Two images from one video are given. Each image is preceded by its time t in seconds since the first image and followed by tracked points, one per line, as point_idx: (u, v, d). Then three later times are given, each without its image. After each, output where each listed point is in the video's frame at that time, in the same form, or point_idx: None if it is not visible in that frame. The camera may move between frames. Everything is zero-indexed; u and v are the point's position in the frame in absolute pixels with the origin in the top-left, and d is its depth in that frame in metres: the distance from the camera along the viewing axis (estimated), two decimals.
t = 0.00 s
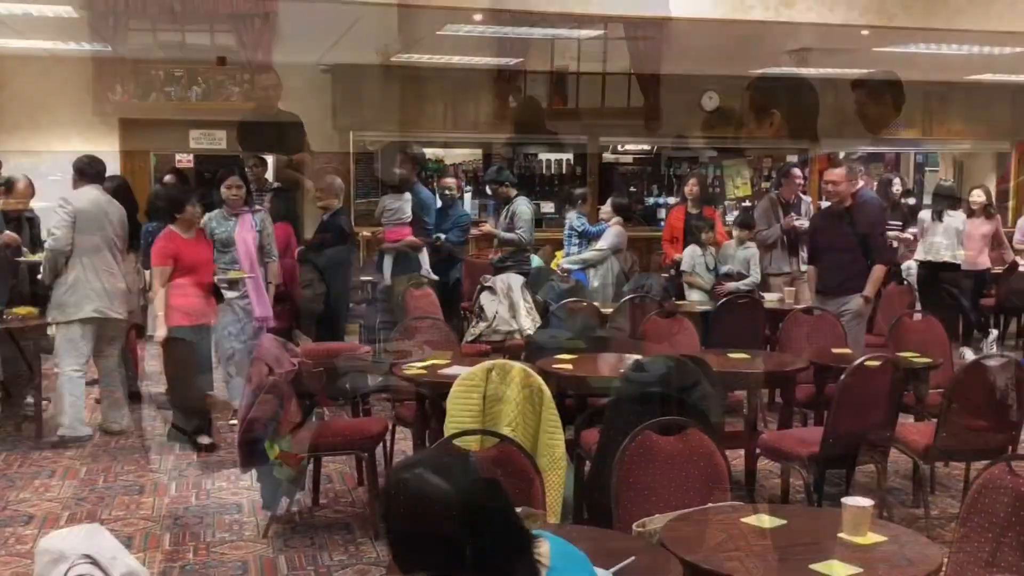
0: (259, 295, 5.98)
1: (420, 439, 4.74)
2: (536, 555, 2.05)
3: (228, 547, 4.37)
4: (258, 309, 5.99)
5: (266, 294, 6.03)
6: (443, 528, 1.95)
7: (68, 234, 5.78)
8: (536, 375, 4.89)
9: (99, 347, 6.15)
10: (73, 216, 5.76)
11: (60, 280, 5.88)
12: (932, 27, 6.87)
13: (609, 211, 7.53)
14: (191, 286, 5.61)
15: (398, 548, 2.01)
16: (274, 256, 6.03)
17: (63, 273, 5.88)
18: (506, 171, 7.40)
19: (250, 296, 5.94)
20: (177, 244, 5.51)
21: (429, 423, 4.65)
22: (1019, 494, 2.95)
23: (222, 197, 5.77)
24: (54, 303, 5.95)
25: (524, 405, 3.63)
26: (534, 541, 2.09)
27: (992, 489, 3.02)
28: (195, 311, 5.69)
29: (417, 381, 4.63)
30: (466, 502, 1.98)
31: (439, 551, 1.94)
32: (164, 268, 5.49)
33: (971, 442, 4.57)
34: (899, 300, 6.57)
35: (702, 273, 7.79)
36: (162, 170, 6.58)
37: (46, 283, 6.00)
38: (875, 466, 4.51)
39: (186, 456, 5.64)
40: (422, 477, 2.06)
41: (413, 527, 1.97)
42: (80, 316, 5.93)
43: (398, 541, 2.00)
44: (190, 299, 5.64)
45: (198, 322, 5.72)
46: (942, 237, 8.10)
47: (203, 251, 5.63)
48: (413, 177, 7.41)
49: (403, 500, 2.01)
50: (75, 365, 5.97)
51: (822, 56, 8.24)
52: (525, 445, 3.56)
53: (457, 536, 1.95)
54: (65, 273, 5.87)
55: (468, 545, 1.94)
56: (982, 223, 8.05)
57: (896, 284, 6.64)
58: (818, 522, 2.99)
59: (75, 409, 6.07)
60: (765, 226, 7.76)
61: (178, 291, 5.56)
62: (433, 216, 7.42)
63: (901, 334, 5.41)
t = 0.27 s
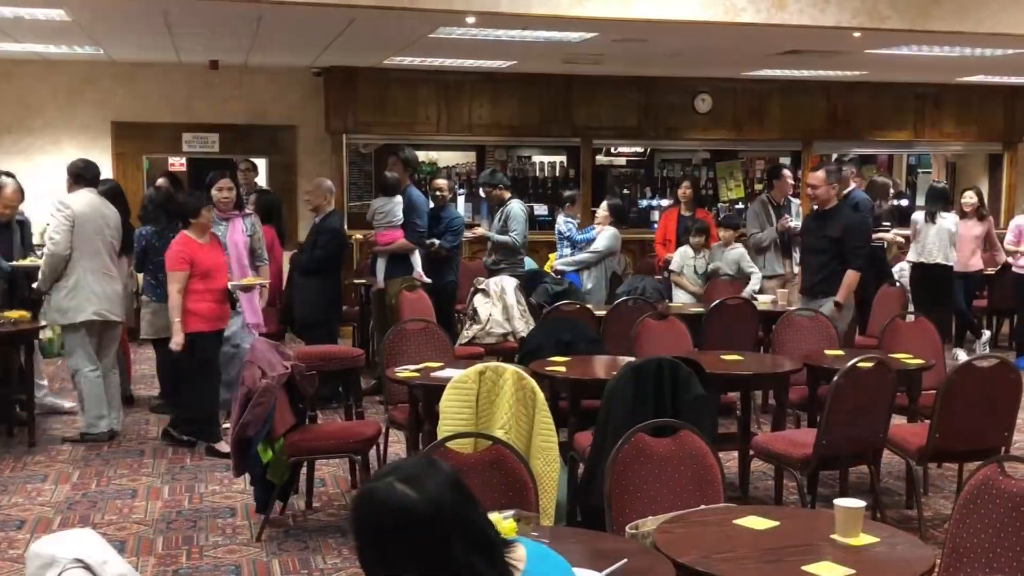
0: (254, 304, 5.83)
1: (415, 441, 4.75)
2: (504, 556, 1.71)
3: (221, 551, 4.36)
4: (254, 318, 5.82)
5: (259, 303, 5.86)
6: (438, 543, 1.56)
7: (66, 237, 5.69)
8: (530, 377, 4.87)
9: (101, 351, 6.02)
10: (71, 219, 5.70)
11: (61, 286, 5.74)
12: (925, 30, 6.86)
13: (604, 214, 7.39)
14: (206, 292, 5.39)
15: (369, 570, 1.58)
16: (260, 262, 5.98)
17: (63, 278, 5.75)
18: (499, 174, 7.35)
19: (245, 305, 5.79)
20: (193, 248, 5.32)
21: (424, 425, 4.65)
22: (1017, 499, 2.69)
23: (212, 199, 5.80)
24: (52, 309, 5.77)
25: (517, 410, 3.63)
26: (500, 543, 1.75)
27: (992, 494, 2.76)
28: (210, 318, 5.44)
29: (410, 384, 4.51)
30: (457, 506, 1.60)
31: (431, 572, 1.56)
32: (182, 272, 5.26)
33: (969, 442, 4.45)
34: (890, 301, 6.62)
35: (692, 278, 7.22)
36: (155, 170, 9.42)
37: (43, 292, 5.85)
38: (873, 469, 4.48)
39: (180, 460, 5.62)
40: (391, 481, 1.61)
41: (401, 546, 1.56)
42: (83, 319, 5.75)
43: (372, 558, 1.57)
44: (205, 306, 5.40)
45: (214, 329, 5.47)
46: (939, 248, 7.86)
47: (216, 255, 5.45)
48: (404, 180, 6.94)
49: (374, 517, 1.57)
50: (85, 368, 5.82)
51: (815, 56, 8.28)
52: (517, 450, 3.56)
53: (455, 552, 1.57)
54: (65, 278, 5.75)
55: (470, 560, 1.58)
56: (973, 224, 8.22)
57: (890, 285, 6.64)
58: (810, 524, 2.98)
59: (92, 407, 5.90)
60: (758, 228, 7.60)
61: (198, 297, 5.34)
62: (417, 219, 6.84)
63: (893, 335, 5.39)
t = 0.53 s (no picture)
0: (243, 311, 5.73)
1: (407, 444, 4.74)
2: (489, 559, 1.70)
3: (213, 555, 4.35)
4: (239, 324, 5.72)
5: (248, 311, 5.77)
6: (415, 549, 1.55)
7: (56, 241, 5.68)
8: (522, 379, 4.87)
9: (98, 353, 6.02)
10: (61, 223, 5.69)
11: (56, 290, 5.73)
12: (916, 32, 6.87)
13: (596, 216, 7.40)
14: (224, 295, 5.37)
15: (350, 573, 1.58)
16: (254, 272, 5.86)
17: (57, 282, 5.74)
18: (491, 176, 7.34)
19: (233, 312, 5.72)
20: (210, 249, 5.29)
21: (416, 428, 4.65)
22: (1008, 501, 2.69)
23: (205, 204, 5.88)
24: (49, 313, 5.74)
25: (510, 411, 3.61)
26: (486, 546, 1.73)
27: (982, 496, 2.76)
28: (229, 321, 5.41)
29: (401, 386, 4.50)
30: (437, 511, 1.60)
31: None
32: (202, 274, 5.23)
33: (961, 443, 4.46)
34: (881, 302, 6.64)
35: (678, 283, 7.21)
36: (145, 172, 9.42)
37: (38, 298, 5.82)
38: (866, 470, 4.48)
39: (171, 464, 5.61)
40: (370, 486, 1.61)
41: (379, 548, 1.56)
42: (80, 321, 5.73)
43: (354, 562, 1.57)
44: (223, 309, 5.37)
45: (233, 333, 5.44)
46: (929, 250, 7.88)
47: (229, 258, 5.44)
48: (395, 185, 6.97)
49: (355, 522, 1.57)
50: (79, 372, 5.79)
51: (807, 59, 8.28)
52: (510, 452, 3.56)
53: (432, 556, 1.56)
54: (60, 282, 5.73)
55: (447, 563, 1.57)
56: (964, 226, 8.26)
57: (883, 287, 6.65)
58: (802, 526, 2.98)
59: (84, 411, 5.87)
60: (751, 229, 7.60)
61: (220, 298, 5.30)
62: (408, 222, 6.79)
63: (885, 337, 5.40)
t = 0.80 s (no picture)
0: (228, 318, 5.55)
1: (397, 446, 4.74)
2: (482, 557, 1.71)
3: (202, 557, 4.33)
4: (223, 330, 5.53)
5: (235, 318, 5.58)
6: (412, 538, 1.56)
7: (60, 242, 5.67)
8: (512, 380, 4.86)
9: (93, 356, 6.00)
10: (62, 223, 5.68)
11: (55, 291, 5.71)
12: (904, 34, 6.90)
13: (586, 218, 7.41)
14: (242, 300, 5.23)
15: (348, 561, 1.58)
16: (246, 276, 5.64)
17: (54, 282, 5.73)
18: (482, 178, 7.32)
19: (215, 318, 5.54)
20: (226, 254, 5.14)
21: (406, 430, 4.65)
22: (994, 501, 2.69)
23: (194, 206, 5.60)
24: (45, 313, 5.73)
25: (499, 413, 3.61)
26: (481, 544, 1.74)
27: (971, 496, 2.76)
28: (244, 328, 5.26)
29: (391, 388, 4.49)
30: (436, 500, 1.60)
31: (401, 566, 1.55)
32: (222, 280, 5.08)
33: (951, 444, 4.47)
34: (871, 302, 6.65)
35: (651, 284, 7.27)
36: (134, 174, 9.40)
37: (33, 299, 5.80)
38: (855, 471, 4.49)
39: (160, 467, 5.59)
40: (370, 473, 1.62)
41: (379, 535, 1.56)
42: (77, 321, 5.72)
43: (352, 548, 1.57)
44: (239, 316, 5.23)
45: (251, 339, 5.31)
46: (917, 251, 7.91)
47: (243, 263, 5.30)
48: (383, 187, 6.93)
49: (354, 506, 1.58)
50: (72, 372, 5.77)
51: (795, 61, 8.31)
52: (500, 454, 3.56)
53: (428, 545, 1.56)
54: (58, 283, 5.72)
55: (442, 554, 1.57)
56: (953, 228, 8.28)
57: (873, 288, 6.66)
58: (791, 527, 2.99)
59: (75, 412, 5.85)
60: (741, 231, 7.62)
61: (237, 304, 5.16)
62: (397, 225, 6.74)
63: (875, 337, 5.42)
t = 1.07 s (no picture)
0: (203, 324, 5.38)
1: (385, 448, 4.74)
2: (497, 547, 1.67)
3: (190, 559, 4.32)
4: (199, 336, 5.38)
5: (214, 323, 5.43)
6: (445, 517, 1.54)
7: (50, 242, 5.65)
8: (500, 382, 4.86)
9: (83, 357, 5.98)
10: (54, 223, 5.66)
11: (46, 291, 5.69)
12: (892, 36, 6.92)
13: (575, 220, 7.41)
14: (262, 302, 5.19)
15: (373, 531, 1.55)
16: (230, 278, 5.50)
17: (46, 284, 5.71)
18: (471, 179, 7.32)
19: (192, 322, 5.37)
20: (245, 253, 5.09)
21: (394, 432, 4.64)
22: (980, 501, 2.70)
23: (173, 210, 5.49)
24: (36, 314, 5.71)
25: (488, 414, 3.60)
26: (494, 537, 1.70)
27: (958, 496, 2.77)
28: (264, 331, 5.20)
29: (379, 389, 4.49)
30: (470, 482, 1.59)
31: (431, 543, 1.52)
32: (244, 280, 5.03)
33: (938, 444, 4.48)
34: (859, 303, 6.72)
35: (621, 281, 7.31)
36: (123, 175, 9.37)
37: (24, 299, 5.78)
38: (843, 472, 4.50)
39: (148, 468, 5.57)
40: (406, 448, 1.60)
41: (413, 509, 1.53)
42: (68, 321, 5.71)
43: (379, 519, 1.54)
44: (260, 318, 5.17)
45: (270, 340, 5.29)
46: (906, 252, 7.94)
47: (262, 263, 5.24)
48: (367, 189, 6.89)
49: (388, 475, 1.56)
50: (62, 373, 5.74)
51: (784, 63, 8.32)
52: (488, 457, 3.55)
53: (457, 527, 1.54)
54: (49, 283, 5.70)
55: (469, 538, 1.55)
56: (940, 230, 8.33)
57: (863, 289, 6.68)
58: (779, 528, 2.99)
59: (63, 413, 5.83)
60: (728, 232, 7.64)
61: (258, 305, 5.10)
62: (384, 225, 6.71)
63: (862, 338, 5.44)
